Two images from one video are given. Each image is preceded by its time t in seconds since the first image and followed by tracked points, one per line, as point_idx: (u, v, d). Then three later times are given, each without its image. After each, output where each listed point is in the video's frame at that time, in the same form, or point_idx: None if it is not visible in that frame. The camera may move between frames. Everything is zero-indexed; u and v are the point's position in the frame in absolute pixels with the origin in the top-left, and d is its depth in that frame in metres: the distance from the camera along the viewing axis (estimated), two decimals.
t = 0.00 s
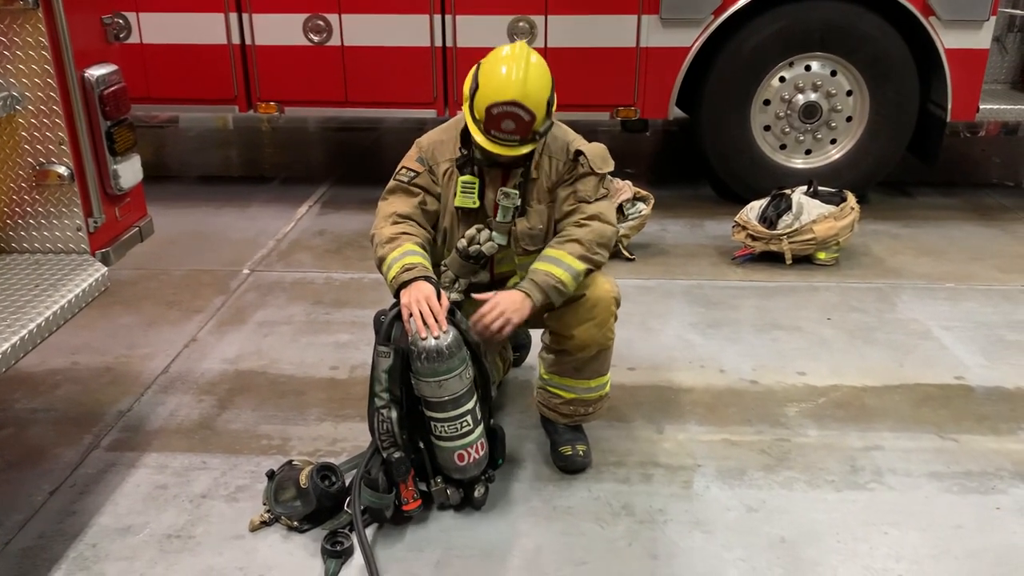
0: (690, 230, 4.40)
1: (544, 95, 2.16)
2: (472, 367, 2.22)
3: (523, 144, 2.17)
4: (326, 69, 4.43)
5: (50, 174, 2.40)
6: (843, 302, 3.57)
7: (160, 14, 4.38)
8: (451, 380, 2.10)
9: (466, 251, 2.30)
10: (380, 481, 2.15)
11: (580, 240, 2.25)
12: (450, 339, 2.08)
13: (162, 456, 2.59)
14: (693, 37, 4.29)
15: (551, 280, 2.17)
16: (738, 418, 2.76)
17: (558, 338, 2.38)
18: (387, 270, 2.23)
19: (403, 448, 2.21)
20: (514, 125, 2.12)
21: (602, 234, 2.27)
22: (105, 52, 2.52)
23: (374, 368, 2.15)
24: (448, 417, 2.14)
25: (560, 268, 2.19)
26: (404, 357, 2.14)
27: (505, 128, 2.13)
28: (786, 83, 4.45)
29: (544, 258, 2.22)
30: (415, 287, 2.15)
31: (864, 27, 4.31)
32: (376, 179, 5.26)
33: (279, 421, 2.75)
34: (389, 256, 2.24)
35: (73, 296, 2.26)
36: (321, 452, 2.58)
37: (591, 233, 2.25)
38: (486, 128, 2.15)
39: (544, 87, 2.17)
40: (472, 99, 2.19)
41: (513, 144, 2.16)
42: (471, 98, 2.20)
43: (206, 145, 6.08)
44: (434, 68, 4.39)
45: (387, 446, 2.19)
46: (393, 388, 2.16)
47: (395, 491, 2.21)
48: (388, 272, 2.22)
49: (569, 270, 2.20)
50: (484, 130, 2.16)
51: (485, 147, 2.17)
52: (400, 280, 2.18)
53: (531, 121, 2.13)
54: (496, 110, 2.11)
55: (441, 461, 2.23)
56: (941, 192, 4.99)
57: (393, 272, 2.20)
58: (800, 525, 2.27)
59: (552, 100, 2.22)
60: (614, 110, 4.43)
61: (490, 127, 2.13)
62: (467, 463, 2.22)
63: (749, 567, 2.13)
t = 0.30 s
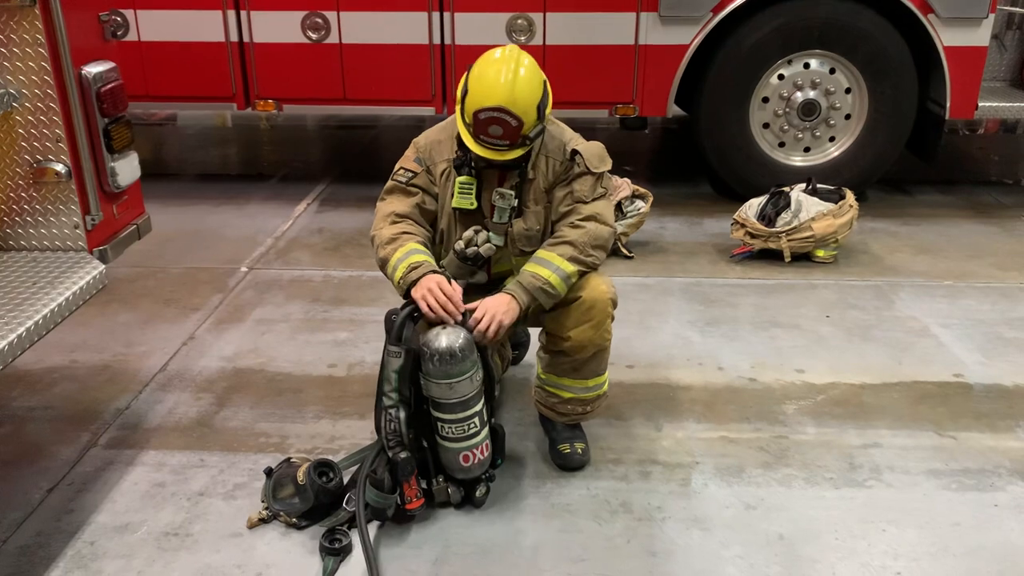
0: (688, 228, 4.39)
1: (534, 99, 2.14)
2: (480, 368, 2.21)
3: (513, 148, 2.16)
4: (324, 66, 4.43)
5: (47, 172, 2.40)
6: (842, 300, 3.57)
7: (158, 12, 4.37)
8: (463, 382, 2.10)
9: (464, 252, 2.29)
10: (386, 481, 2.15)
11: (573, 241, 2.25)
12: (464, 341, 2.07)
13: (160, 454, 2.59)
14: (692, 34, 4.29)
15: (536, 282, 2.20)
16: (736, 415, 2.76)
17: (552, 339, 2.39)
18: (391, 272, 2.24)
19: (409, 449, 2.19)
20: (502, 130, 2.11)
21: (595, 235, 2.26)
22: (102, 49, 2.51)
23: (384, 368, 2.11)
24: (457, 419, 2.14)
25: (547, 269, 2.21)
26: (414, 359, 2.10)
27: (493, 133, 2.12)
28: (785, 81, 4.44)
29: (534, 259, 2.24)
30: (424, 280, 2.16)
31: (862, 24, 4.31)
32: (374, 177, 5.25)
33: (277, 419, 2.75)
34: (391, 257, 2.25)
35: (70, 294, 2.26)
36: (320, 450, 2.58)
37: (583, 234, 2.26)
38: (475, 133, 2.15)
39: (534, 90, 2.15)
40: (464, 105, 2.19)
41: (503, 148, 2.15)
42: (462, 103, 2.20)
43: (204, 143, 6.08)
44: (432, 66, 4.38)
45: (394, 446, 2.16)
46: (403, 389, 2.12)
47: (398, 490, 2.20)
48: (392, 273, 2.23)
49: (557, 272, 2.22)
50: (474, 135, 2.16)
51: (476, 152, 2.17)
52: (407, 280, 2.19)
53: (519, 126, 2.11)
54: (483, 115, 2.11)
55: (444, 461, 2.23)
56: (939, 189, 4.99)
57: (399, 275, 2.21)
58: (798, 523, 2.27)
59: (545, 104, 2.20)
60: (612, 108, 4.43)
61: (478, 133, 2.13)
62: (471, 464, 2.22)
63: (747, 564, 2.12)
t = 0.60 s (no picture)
0: (688, 226, 4.39)
1: (481, 87, 2.08)
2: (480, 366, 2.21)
3: (462, 138, 2.11)
4: (324, 65, 4.42)
5: (46, 170, 2.39)
6: (841, 298, 3.57)
7: (157, 11, 4.37)
8: (462, 380, 2.10)
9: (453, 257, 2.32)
10: (384, 481, 2.16)
11: (573, 244, 2.24)
12: (464, 339, 2.08)
13: (159, 452, 2.59)
14: (691, 32, 4.29)
15: (535, 279, 2.19)
16: (736, 413, 2.76)
17: (551, 341, 2.38)
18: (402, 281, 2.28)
19: (409, 448, 2.19)
20: (444, 117, 2.09)
21: (595, 237, 2.26)
22: (101, 47, 2.51)
23: (384, 367, 2.11)
24: (457, 416, 2.15)
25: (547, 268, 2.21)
26: (414, 358, 2.10)
27: (438, 120, 2.10)
28: (784, 78, 4.44)
29: (534, 257, 2.23)
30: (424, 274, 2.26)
31: (863, 22, 4.30)
32: (374, 175, 5.25)
33: (277, 417, 2.75)
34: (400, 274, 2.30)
35: (69, 293, 2.26)
36: (319, 448, 2.58)
37: (583, 237, 2.25)
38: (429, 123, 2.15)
39: (483, 77, 2.09)
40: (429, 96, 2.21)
41: (452, 137, 2.11)
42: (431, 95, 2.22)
43: (204, 142, 6.08)
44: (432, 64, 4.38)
45: (393, 445, 2.17)
46: (403, 387, 2.12)
47: (397, 490, 2.21)
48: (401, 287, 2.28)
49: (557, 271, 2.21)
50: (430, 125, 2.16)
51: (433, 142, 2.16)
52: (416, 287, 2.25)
53: (459, 113, 2.07)
54: (427, 103, 2.10)
55: (445, 459, 2.23)
56: (939, 187, 4.99)
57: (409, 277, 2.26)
58: (797, 520, 2.27)
59: (504, 99, 2.13)
60: (611, 106, 4.43)
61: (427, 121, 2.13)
62: (472, 461, 2.22)
63: (747, 562, 2.13)
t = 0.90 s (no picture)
0: (688, 226, 4.40)
1: (414, 89, 2.04)
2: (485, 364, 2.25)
3: (404, 142, 2.07)
4: (324, 65, 4.42)
5: (46, 170, 2.40)
6: (841, 298, 3.57)
7: (158, 12, 4.37)
8: (478, 373, 2.12)
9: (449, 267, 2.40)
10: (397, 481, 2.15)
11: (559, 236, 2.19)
12: (478, 332, 2.09)
13: (159, 452, 2.59)
14: (692, 33, 4.29)
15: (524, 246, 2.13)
16: (736, 413, 2.76)
17: (548, 348, 2.39)
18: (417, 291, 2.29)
19: (421, 447, 2.18)
20: (381, 124, 2.06)
21: (582, 228, 2.21)
22: (101, 47, 2.51)
23: (398, 364, 2.10)
24: (470, 411, 2.15)
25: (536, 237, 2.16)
26: (428, 354, 2.11)
27: (378, 128, 2.08)
28: (784, 79, 4.45)
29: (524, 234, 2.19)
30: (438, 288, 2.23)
31: (863, 22, 4.30)
32: (374, 175, 5.25)
33: (277, 417, 2.75)
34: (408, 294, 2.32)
35: (69, 292, 2.26)
36: (319, 448, 2.58)
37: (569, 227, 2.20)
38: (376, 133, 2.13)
39: (417, 79, 2.05)
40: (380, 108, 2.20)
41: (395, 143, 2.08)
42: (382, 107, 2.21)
43: (205, 142, 6.08)
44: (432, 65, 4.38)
45: (406, 445, 2.15)
46: (418, 385, 2.12)
47: (405, 491, 2.18)
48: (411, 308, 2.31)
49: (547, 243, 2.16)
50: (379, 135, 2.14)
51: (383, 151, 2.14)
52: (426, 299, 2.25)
53: (394, 117, 2.04)
54: (367, 112, 2.09)
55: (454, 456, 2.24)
56: (939, 188, 4.99)
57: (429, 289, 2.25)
58: (797, 520, 2.27)
59: (443, 98, 2.07)
60: (611, 107, 4.43)
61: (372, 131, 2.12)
62: (482, 456, 2.23)
63: (747, 562, 2.13)
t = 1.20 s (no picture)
0: (689, 229, 4.39)
1: (380, 99, 2.05)
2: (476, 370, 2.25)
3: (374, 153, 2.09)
4: (326, 67, 4.42)
5: (48, 172, 2.40)
6: (843, 300, 3.57)
7: (160, 14, 4.38)
8: (475, 381, 2.12)
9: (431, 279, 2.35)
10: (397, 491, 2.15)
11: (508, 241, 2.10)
12: (472, 339, 2.10)
13: (160, 454, 2.59)
14: (693, 35, 4.29)
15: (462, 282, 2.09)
16: (738, 416, 2.76)
17: (546, 357, 2.39)
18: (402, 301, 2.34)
19: (420, 455, 2.17)
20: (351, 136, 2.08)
21: (530, 227, 2.08)
22: (103, 49, 2.51)
23: (394, 374, 2.10)
24: (468, 416, 2.15)
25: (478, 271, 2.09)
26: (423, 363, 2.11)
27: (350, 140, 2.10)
28: (785, 81, 4.45)
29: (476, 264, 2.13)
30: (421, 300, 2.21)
31: (863, 25, 4.31)
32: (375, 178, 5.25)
33: (278, 419, 2.75)
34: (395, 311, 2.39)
35: (71, 294, 2.26)
36: (320, 450, 2.58)
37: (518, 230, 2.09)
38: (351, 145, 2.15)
39: (382, 89, 2.06)
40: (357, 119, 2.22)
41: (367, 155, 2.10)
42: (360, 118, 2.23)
43: (206, 144, 6.08)
44: (433, 67, 4.38)
45: (404, 453, 2.15)
46: (414, 394, 2.12)
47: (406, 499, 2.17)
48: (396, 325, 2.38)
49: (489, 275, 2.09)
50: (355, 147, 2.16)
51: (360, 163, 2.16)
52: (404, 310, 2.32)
53: (361, 128, 2.05)
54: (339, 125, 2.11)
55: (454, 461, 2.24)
56: (941, 190, 4.98)
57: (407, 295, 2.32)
58: (799, 523, 2.27)
59: (410, 105, 2.07)
60: (613, 109, 4.44)
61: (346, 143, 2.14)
62: (482, 460, 2.23)
63: (748, 565, 2.12)
